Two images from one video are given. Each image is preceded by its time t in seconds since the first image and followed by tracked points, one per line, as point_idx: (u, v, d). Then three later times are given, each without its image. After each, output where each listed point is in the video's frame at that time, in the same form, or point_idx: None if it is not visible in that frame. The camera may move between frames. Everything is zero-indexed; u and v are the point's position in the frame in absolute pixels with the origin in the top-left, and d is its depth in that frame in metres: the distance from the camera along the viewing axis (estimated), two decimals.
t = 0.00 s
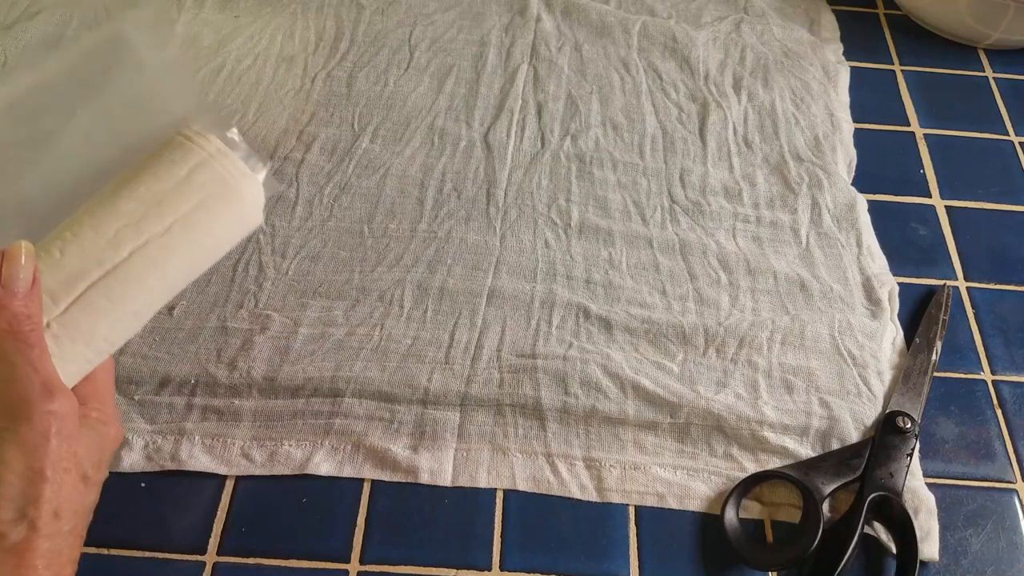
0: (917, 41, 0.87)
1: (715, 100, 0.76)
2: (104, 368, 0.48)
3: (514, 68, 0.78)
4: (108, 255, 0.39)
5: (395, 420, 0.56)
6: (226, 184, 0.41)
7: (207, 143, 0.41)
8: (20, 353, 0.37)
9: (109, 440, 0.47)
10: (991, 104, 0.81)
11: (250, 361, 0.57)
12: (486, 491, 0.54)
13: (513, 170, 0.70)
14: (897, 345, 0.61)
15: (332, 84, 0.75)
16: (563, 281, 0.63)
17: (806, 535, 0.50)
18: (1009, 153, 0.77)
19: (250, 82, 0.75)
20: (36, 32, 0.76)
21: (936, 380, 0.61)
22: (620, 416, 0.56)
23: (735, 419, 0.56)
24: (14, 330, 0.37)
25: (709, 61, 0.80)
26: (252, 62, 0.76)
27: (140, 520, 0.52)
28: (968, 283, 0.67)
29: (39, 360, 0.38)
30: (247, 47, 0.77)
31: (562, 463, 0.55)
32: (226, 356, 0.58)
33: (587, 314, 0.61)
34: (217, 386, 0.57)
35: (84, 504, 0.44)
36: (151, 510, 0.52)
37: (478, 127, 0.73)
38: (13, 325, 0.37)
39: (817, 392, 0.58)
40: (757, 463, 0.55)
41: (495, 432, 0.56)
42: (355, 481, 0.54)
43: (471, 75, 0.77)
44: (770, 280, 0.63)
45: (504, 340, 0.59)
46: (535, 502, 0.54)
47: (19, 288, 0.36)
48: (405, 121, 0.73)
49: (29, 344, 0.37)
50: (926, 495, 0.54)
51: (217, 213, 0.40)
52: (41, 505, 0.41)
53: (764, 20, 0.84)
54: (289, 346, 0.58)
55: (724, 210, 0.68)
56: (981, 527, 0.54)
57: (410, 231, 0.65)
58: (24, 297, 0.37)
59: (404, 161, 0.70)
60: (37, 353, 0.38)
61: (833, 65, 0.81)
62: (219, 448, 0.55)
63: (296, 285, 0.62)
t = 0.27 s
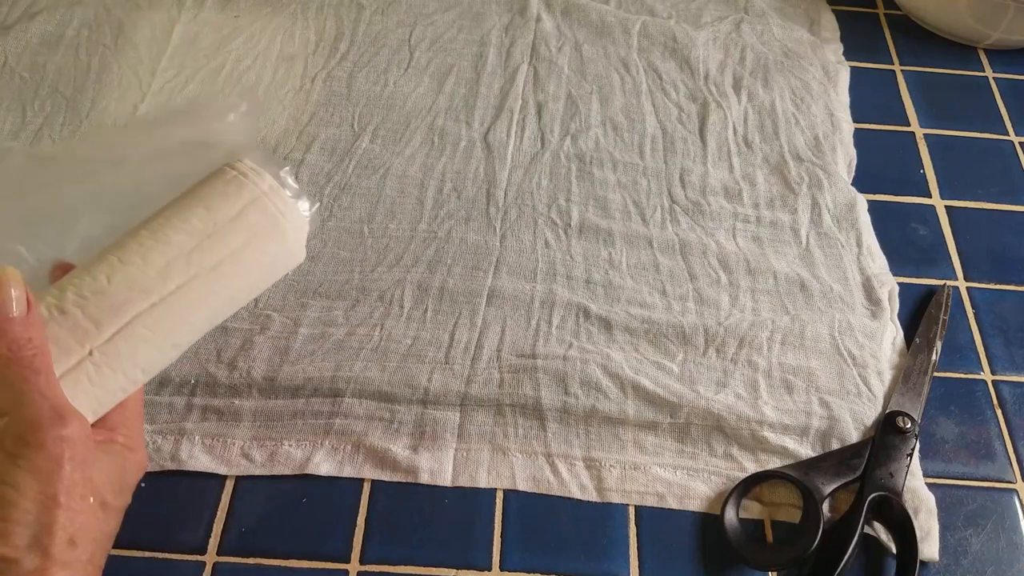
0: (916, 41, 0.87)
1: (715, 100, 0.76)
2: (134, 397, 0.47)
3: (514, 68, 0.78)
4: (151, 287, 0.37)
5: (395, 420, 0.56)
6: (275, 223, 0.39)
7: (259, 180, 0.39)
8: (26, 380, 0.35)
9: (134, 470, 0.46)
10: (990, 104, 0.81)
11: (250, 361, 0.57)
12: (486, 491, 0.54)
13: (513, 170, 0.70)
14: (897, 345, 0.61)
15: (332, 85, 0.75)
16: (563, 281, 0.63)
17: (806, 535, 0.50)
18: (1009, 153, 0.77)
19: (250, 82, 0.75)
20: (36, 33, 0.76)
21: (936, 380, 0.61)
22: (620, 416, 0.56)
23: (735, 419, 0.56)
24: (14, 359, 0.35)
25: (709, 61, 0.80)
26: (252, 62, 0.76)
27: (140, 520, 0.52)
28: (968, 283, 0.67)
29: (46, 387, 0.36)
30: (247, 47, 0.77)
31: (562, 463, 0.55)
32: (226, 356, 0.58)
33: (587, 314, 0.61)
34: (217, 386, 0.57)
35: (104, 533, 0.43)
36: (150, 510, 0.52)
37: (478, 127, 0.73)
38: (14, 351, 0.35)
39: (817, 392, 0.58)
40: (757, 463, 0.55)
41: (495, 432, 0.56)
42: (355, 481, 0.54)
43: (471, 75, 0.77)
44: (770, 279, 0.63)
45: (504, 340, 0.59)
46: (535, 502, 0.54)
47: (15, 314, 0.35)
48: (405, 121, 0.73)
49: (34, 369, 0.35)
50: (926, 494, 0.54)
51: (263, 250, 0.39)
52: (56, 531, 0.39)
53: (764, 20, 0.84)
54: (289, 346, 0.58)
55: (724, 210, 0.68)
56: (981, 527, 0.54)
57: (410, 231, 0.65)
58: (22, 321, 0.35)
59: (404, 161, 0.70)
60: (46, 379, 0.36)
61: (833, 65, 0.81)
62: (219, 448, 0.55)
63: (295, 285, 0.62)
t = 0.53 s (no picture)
0: (917, 41, 0.87)
1: (715, 100, 0.76)
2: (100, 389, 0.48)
3: (514, 68, 0.78)
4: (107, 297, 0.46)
5: (395, 420, 0.56)
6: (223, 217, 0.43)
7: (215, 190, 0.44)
8: None
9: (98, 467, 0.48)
10: (991, 104, 0.81)
11: (250, 361, 0.57)
12: (486, 491, 0.54)
13: (513, 170, 0.70)
14: (897, 345, 0.61)
15: (332, 85, 0.75)
16: (563, 281, 0.63)
17: (806, 535, 0.50)
18: (1009, 153, 0.77)
19: (250, 83, 0.75)
20: (36, 33, 0.76)
21: (936, 380, 0.61)
22: (620, 416, 0.56)
23: (735, 419, 0.56)
24: None
25: (709, 61, 0.80)
26: (252, 62, 0.76)
27: (140, 520, 0.52)
28: (968, 283, 0.67)
29: None
30: (248, 47, 0.77)
31: (562, 463, 0.55)
32: (226, 356, 0.58)
33: (587, 314, 0.61)
34: (217, 386, 0.57)
35: (60, 525, 0.45)
36: (151, 510, 0.52)
37: (478, 127, 0.73)
38: None
39: (817, 392, 0.58)
40: (757, 463, 0.55)
41: (495, 432, 0.56)
42: (355, 481, 0.54)
43: (471, 75, 0.77)
44: (770, 279, 0.63)
45: (504, 340, 0.59)
46: (535, 502, 0.54)
47: None
48: (405, 121, 0.73)
49: None
50: (926, 495, 0.54)
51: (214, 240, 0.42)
52: (6, 526, 0.41)
53: (764, 20, 0.84)
54: (289, 346, 0.58)
55: (724, 210, 0.68)
56: (981, 527, 0.54)
57: (410, 231, 0.65)
58: None
59: (404, 161, 0.70)
60: None
61: (833, 65, 0.81)
62: (219, 448, 0.55)
63: (295, 285, 0.62)
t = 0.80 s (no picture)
0: (917, 41, 0.87)
1: (715, 100, 0.76)
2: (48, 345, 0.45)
3: (514, 68, 0.78)
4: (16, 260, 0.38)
5: (395, 420, 0.56)
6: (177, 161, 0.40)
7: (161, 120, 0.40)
8: None
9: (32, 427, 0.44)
10: (991, 105, 0.81)
11: (250, 361, 0.57)
12: (486, 491, 0.54)
13: (513, 170, 0.70)
14: (897, 345, 0.61)
15: (332, 85, 0.75)
16: (563, 281, 0.63)
17: (806, 535, 0.50)
18: (1009, 153, 0.77)
19: (250, 82, 0.75)
20: (36, 33, 0.76)
21: (936, 380, 0.61)
22: (620, 416, 0.56)
23: (734, 419, 0.56)
24: None
25: (709, 61, 0.80)
26: (252, 62, 0.76)
27: (140, 520, 0.52)
28: (968, 283, 0.67)
29: None
30: (247, 47, 0.77)
31: (562, 463, 0.55)
32: (226, 356, 0.58)
33: (587, 314, 0.61)
34: (217, 386, 0.57)
35: None
36: (151, 510, 0.52)
37: (478, 127, 0.73)
38: None
39: (817, 392, 0.58)
40: (757, 463, 0.55)
41: (495, 432, 0.56)
42: (355, 481, 0.54)
43: (471, 75, 0.77)
44: (770, 279, 0.63)
45: (504, 340, 0.59)
46: (535, 502, 0.54)
47: None
48: (405, 121, 0.73)
49: None
50: (926, 495, 0.54)
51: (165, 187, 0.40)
52: None
53: (764, 20, 0.84)
54: (289, 346, 0.58)
55: (724, 210, 0.68)
56: (982, 527, 0.54)
57: (410, 231, 0.65)
58: None
59: (404, 161, 0.70)
60: None
61: (833, 65, 0.81)
62: (219, 448, 0.54)
63: (295, 285, 0.62)
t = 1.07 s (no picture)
0: (917, 41, 0.87)
1: (715, 100, 0.76)
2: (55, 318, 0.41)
3: (514, 68, 0.78)
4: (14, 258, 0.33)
5: (395, 420, 0.56)
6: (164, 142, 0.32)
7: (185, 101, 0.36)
8: None
9: None
10: (990, 104, 0.81)
11: (250, 361, 0.57)
12: (486, 491, 0.54)
13: (513, 170, 0.70)
14: (897, 345, 0.61)
15: (332, 85, 0.75)
16: (563, 282, 0.63)
17: (806, 535, 0.50)
18: (1009, 153, 0.77)
19: (250, 82, 0.75)
20: (36, 33, 0.76)
21: (936, 380, 0.61)
22: (620, 416, 0.56)
23: (734, 419, 0.56)
24: None
25: (709, 61, 0.80)
26: (252, 62, 0.76)
27: (139, 520, 0.52)
28: (968, 283, 0.67)
29: None
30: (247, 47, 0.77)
31: (562, 463, 0.55)
32: (226, 357, 0.58)
33: (587, 314, 0.61)
34: (217, 386, 0.57)
35: None
36: (151, 510, 0.52)
37: (478, 127, 0.73)
38: None
39: (817, 392, 0.58)
40: (757, 463, 0.55)
41: (495, 432, 0.56)
42: (355, 481, 0.54)
43: (471, 75, 0.77)
44: (770, 279, 0.63)
45: (503, 340, 0.59)
46: (535, 502, 0.54)
47: None
48: (405, 121, 0.73)
49: None
50: (926, 495, 0.54)
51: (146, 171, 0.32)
52: None
53: (764, 20, 0.84)
54: (289, 346, 0.58)
55: (724, 210, 0.68)
56: (981, 527, 0.54)
57: (410, 231, 0.65)
58: None
59: (404, 161, 0.70)
60: None
61: (833, 65, 0.81)
62: (219, 448, 0.55)
63: (295, 285, 0.62)
